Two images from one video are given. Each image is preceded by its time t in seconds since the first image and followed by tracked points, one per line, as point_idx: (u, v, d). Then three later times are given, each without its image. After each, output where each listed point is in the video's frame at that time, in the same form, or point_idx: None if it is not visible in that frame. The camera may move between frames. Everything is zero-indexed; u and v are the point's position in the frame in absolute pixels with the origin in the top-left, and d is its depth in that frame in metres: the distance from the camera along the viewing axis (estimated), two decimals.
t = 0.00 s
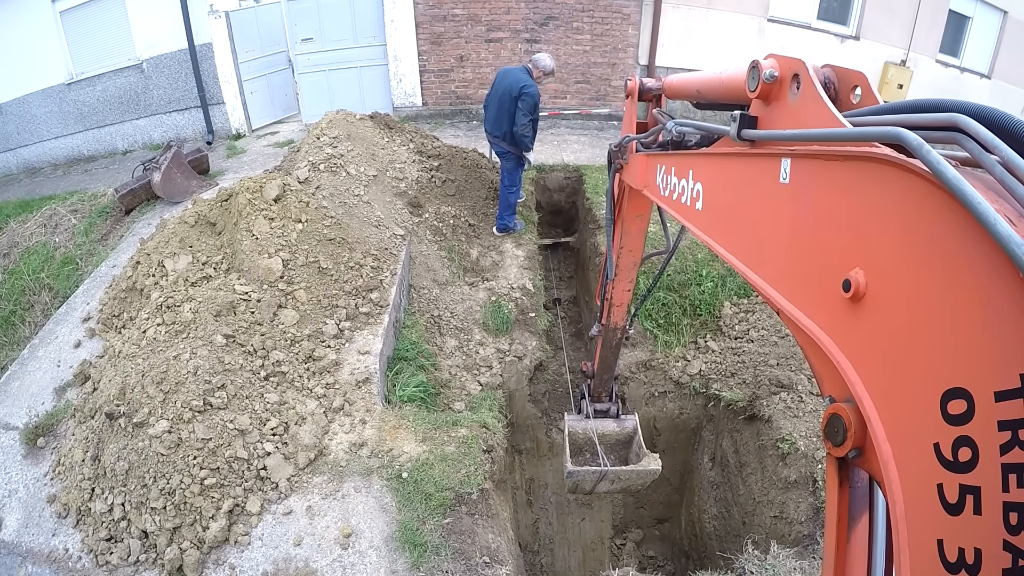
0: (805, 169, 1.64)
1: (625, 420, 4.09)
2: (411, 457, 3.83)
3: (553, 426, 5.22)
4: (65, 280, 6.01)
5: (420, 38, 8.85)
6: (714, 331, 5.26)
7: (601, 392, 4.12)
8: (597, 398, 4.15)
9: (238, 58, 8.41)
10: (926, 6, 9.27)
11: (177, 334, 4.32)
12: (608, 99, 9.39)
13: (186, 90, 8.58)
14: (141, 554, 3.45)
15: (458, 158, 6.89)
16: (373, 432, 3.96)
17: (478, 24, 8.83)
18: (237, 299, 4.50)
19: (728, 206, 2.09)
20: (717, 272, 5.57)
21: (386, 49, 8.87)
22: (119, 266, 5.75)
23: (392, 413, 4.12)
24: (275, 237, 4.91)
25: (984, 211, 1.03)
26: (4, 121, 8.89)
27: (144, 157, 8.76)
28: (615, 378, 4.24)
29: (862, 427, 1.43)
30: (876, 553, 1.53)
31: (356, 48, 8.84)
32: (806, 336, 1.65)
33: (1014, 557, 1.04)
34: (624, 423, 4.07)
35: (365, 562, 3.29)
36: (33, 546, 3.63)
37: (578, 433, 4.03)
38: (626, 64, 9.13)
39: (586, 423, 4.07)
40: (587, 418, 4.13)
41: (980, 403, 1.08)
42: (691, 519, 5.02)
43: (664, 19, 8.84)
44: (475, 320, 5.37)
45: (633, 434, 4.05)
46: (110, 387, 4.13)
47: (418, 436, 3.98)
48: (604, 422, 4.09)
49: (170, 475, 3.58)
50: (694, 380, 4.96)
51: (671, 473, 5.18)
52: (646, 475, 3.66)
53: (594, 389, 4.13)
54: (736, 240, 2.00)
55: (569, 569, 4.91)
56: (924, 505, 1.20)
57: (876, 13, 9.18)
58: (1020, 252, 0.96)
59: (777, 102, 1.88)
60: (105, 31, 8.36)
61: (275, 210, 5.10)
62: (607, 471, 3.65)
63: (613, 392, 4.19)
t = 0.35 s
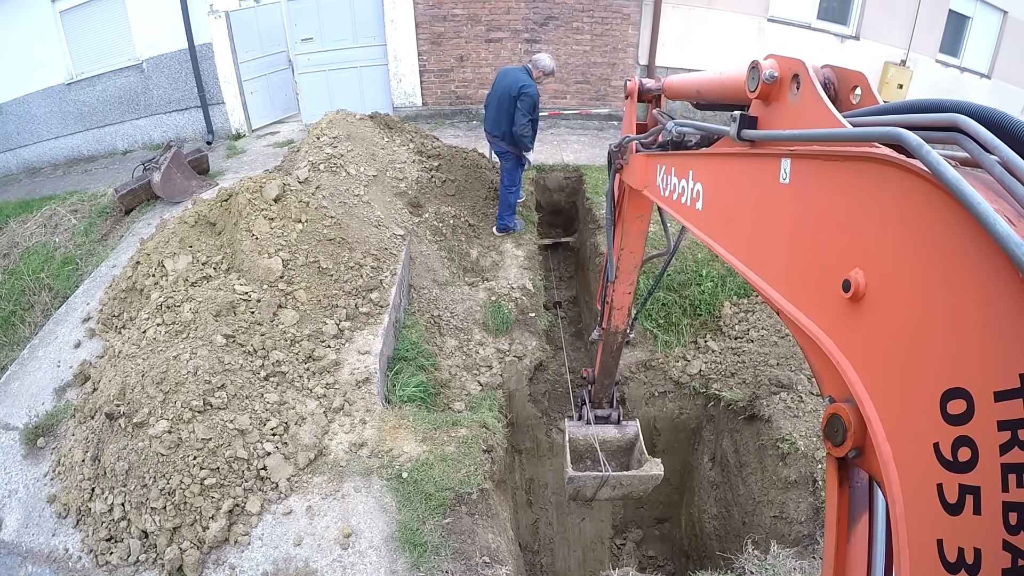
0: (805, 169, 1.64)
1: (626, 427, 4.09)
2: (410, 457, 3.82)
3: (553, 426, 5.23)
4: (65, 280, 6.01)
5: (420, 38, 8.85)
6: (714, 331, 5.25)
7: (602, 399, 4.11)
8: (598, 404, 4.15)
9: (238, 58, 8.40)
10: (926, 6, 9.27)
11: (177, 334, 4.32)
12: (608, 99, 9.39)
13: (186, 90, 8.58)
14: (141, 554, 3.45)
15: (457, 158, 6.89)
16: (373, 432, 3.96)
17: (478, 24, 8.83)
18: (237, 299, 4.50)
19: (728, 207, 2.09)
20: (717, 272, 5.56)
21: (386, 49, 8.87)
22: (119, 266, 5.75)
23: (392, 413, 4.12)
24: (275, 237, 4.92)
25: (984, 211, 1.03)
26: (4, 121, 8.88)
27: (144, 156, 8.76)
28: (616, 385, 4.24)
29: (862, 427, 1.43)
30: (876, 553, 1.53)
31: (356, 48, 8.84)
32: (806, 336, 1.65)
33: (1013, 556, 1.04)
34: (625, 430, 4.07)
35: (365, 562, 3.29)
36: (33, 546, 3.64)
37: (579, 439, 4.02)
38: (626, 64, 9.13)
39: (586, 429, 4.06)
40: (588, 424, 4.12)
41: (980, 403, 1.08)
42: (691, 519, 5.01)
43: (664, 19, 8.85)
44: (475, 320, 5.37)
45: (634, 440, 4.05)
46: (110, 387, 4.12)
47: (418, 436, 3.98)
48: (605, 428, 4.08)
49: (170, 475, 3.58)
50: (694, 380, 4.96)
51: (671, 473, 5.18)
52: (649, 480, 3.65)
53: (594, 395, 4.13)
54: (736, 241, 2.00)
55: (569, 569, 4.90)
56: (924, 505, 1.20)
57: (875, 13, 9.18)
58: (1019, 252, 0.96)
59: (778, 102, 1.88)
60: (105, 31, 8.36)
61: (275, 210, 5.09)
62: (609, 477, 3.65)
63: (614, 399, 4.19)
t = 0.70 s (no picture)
0: (804, 170, 1.64)
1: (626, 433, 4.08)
2: (409, 457, 3.82)
3: (552, 426, 5.23)
4: (64, 280, 6.01)
5: (419, 38, 8.85)
6: (712, 331, 5.26)
7: (602, 405, 4.13)
8: (598, 410, 4.16)
9: (237, 59, 8.41)
10: (925, 5, 9.27)
11: (176, 334, 4.32)
12: (607, 99, 9.39)
13: (185, 90, 8.58)
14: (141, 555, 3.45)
15: (456, 158, 6.89)
16: (372, 432, 3.96)
17: (477, 24, 8.83)
18: (236, 299, 4.50)
19: (728, 207, 2.08)
20: (715, 271, 5.56)
21: (385, 49, 8.88)
22: (118, 266, 5.75)
23: (391, 413, 4.12)
24: (273, 237, 4.91)
25: (983, 212, 1.04)
26: (3, 122, 8.87)
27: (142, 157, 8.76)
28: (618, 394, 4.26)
29: (861, 427, 1.43)
30: (875, 554, 1.53)
31: (355, 48, 8.84)
32: (806, 336, 1.65)
33: (1013, 557, 1.04)
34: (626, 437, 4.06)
35: (364, 562, 3.29)
36: (32, 546, 3.64)
37: (579, 447, 4.02)
38: (624, 64, 9.14)
39: (586, 436, 4.06)
40: (588, 431, 4.11)
41: (979, 404, 1.08)
42: (690, 519, 5.01)
43: (663, 18, 8.85)
44: (474, 320, 5.36)
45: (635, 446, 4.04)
46: (109, 387, 4.12)
47: (417, 436, 3.97)
48: (606, 435, 4.07)
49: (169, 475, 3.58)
50: (693, 380, 4.97)
51: (671, 472, 5.20)
52: (649, 487, 3.66)
53: (594, 402, 4.15)
54: (736, 241, 2.00)
55: (568, 569, 4.90)
56: (923, 505, 1.20)
57: (874, 13, 9.18)
58: (1018, 253, 0.96)
59: (778, 104, 1.88)
60: (103, 31, 8.35)
61: (273, 210, 5.09)
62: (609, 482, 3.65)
63: (614, 405, 4.20)
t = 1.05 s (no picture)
0: (794, 178, 1.65)
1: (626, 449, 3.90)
2: (398, 458, 3.82)
3: (541, 426, 5.32)
4: (52, 287, 5.98)
5: (405, 39, 8.84)
6: (701, 328, 5.26)
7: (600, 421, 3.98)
8: (597, 426, 3.99)
9: (223, 62, 8.35)
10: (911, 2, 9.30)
11: (164, 339, 4.31)
12: (594, 97, 9.41)
13: (171, 94, 8.55)
14: (131, 561, 3.44)
15: (442, 158, 6.88)
16: (360, 434, 3.95)
17: (463, 24, 8.82)
18: (223, 303, 4.49)
19: (723, 213, 2.09)
20: (702, 268, 5.56)
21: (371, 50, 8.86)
22: (105, 272, 5.73)
23: (379, 415, 4.11)
24: (260, 240, 4.90)
25: (963, 218, 1.05)
26: None
27: (129, 162, 8.74)
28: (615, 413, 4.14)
29: (850, 429, 1.43)
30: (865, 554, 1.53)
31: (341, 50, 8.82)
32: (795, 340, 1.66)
33: (998, 553, 1.05)
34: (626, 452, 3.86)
35: (354, 565, 3.28)
36: (22, 555, 3.62)
37: (578, 463, 3.78)
38: (611, 63, 9.17)
39: (585, 452, 3.83)
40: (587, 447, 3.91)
41: (962, 404, 1.09)
42: (681, 515, 4.99)
43: (649, 17, 8.89)
44: (462, 321, 5.35)
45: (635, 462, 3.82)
46: (97, 394, 4.11)
47: (405, 437, 3.97)
48: (605, 451, 3.86)
49: (158, 481, 3.57)
50: (682, 377, 4.97)
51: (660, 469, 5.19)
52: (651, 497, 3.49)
53: (593, 417, 3.98)
54: (729, 246, 2.01)
55: (560, 567, 4.84)
56: (908, 504, 1.21)
57: (859, 10, 9.23)
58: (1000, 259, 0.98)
59: (770, 113, 1.88)
60: (89, 34, 8.33)
61: (260, 213, 5.07)
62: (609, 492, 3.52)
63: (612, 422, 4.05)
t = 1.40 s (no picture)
0: (797, 190, 1.68)
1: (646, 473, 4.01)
2: (362, 463, 3.82)
3: (509, 423, 5.34)
4: (12, 309, 5.86)
5: (359, 43, 8.80)
6: (663, 319, 5.32)
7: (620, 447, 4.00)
8: (616, 453, 4.01)
9: (177, 72, 8.27)
10: None
11: (124, 356, 4.24)
12: (550, 94, 9.45)
13: (126, 107, 8.41)
14: None
15: (398, 161, 6.84)
16: (324, 441, 3.94)
17: (416, 26, 8.81)
18: (182, 317, 4.44)
19: (731, 219, 2.10)
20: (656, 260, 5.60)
21: (325, 56, 8.79)
22: (64, 292, 5.66)
23: (343, 421, 4.09)
24: (216, 252, 4.86)
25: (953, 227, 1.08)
26: None
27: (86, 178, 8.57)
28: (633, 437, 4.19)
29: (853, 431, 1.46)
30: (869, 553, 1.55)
31: (294, 56, 8.72)
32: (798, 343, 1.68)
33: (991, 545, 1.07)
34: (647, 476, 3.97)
35: (323, 572, 3.29)
36: None
37: (598, 489, 3.92)
38: (565, 59, 9.24)
39: (604, 479, 3.94)
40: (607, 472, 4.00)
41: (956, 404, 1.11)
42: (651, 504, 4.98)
43: (602, 13, 8.99)
44: (424, 322, 5.32)
45: (657, 487, 3.95)
46: (59, 416, 4.05)
47: (369, 441, 3.97)
48: (625, 476, 3.97)
49: (124, 499, 3.53)
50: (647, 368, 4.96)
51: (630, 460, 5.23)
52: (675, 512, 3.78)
53: (611, 444, 4.00)
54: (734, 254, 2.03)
55: (536, 564, 4.81)
56: (906, 501, 1.24)
57: None
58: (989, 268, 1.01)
59: (776, 130, 1.89)
60: (40, 49, 8.16)
61: (216, 224, 5.01)
62: (635, 508, 3.80)
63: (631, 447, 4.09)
